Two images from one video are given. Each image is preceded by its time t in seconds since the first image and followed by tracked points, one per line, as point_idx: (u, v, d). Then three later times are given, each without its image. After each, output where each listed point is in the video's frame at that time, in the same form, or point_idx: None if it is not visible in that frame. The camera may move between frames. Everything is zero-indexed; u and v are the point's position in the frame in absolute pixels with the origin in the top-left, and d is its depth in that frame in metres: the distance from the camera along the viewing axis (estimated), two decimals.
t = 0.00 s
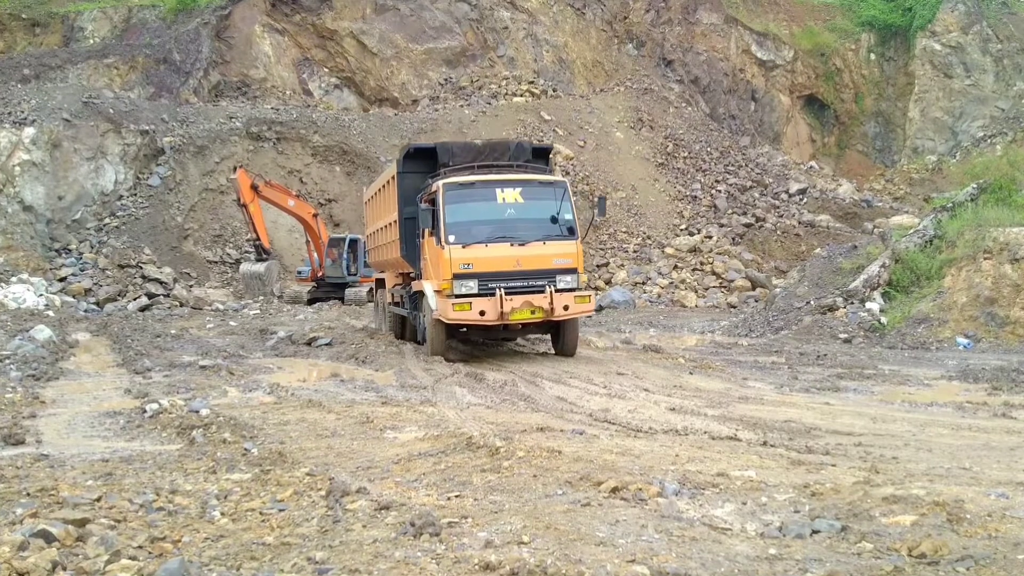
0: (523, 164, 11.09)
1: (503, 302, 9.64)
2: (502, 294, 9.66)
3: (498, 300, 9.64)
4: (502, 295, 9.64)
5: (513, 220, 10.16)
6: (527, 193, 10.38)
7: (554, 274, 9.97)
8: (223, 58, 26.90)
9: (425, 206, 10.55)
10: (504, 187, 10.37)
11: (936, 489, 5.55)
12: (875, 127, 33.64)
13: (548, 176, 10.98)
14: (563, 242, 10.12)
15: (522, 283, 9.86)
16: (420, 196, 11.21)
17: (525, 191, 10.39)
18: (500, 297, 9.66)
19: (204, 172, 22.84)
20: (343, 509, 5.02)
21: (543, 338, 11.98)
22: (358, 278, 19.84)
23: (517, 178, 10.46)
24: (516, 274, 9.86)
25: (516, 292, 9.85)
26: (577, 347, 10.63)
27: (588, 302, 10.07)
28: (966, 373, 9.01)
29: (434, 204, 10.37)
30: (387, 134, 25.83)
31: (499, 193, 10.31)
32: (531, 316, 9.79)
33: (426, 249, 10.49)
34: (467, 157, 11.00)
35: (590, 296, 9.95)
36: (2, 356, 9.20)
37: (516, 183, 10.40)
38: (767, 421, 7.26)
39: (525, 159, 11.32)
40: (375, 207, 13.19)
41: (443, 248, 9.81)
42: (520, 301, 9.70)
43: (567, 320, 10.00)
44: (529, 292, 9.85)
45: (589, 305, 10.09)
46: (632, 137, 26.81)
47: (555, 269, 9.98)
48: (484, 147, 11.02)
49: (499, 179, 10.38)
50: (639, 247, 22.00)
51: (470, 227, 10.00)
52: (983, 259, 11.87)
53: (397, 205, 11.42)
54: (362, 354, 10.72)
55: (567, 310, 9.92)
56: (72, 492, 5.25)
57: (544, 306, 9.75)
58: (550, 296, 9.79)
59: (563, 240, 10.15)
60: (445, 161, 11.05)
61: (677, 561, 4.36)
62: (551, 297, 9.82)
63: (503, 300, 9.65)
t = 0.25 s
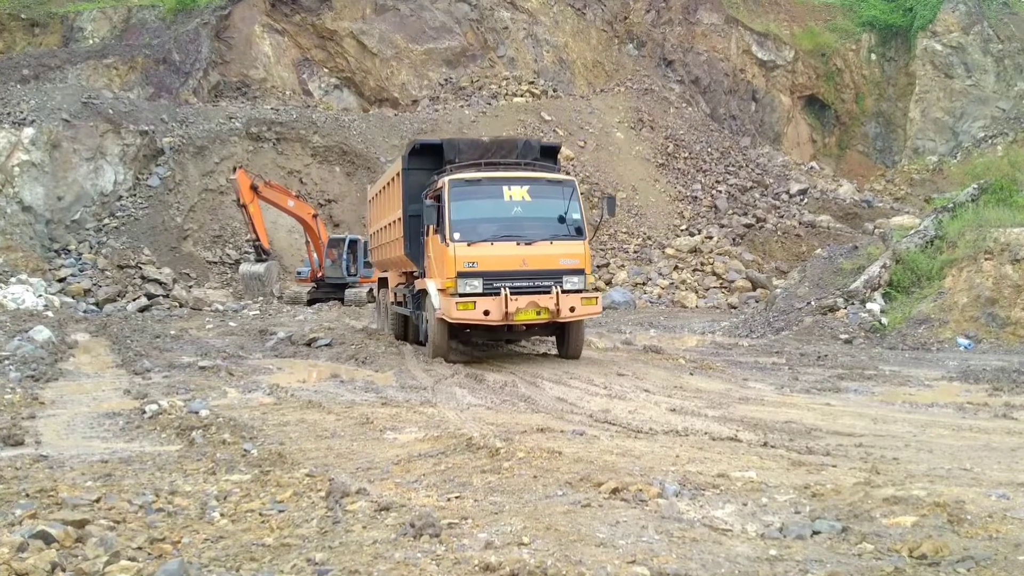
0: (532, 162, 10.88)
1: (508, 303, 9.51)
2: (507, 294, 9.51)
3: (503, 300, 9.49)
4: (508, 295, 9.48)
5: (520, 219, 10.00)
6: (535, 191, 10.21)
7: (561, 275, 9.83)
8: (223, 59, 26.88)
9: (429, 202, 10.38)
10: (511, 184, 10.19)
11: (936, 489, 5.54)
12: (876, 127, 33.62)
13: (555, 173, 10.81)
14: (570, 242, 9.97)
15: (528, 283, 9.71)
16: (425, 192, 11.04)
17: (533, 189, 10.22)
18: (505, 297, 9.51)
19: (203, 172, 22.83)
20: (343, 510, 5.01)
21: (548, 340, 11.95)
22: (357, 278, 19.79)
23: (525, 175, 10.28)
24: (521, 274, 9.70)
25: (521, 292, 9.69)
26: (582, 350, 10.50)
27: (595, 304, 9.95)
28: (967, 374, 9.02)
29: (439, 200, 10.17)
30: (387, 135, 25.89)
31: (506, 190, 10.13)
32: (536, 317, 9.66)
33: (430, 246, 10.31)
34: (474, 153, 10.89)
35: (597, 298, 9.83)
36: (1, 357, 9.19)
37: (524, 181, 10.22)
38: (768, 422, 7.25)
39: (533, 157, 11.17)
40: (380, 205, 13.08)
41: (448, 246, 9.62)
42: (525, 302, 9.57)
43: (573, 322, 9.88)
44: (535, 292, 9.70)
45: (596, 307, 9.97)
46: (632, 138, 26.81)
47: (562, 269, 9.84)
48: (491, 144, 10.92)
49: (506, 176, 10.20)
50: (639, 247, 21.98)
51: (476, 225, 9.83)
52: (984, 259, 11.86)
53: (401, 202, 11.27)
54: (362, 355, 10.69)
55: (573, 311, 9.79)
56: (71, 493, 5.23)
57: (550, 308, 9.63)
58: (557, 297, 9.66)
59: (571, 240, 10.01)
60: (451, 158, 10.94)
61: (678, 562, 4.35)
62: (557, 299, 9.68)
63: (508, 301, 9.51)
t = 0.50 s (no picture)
0: (538, 160, 10.76)
1: (513, 303, 9.40)
2: (513, 293, 9.41)
3: (508, 299, 9.39)
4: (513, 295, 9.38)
5: (526, 217, 9.92)
6: (542, 189, 10.13)
7: (568, 275, 9.74)
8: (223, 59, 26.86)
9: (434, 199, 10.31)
10: (518, 181, 10.12)
11: (937, 491, 5.53)
12: (876, 127, 33.60)
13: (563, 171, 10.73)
14: (578, 241, 9.89)
15: (534, 283, 9.61)
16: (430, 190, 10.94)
17: (540, 186, 10.14)
18: (510, 296, 9.42)
19: (202, 172, 22.82)
20: (343, 511, 4.99)
21: (553, 340, 11.91)
22: (357, 279, 19.75)
23: (532, 173, 10.20)
24: (527, 273, 9.60)
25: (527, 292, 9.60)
26: (588, 352, 10.41)
27: (602, 305, 9.85)
28: (967, 375, 9.00)
29: (443, 197, 10.11)
30: (386, 136, 25.92)
31: (513, 188, 10.06)
32: (542, 318, 9.55)
33: (435, 244, 10.23)
34: (479, 151, 10.82)
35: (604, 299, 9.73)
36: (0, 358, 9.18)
37: (531, 179, 10.15)
38: (769, 423, 7.23)
39: (539, 155, 11.03)
40: (382, 204, 12.96)
41: (453, 244, 9.55)
42: (531, 302, 9.47)
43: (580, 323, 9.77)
44: (541, 292, 9.60)
45: (602, 308, 9.87)
46: (632, 138, 26.81)
47: (568, 269, 9.75)
48: (497, 141, 10.85)
49: (512, 173, 10.13)
50: (639, 247, 21.95)
51: (481, 223, 9.76)
52: (985, 260, 11.86)
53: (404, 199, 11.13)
54: (362, 356, 10.67)
55: (579, 312, 9.69)
56: (70, 494, 5.22)
57: (556, 308, 9.52)
58: (563, 298, 9.56)
59: (578, 239, 9.92)
60: (456, 155, 10.83)
61: (678, 563, 4.34)
62: (563, 299, 9.58)
63: (514, 301, 9.40)
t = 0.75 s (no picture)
0: (542, 157, 10.59)
1: (520, 303, 9.23)
2: (518, 294, 9.24)
3: (514, 300, 9.22)
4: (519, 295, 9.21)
5: (532, 215, 9.76)
6: (547, 186, 9.97)
7: (575, 274, 9.57)
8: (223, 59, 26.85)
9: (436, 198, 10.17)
10: (522, 178, 9.96)
11: (938, 492, 5.52)
12: (877, 128, 33.57)
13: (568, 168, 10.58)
14: (584, 240, 9.72)
15: (540, 283, 9.44)
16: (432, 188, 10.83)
17: (545, 183, 9.98)
18: (516, 297, 9.24)
19: (202, 173, 22.81)
20: (343, 512, 4.98)
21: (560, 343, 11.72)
22: (357, 279, 19.73)
23: (537, 170, 10.04)
24: (533, 273, 9.43)
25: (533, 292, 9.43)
26: (595, 356, 10.30)
27: (610, 305, 9.69)
28: (968, 376, 8.99)
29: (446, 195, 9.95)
30: (386, 136, 25.91)
31: (518, 185, 9.90)
32: (549, 319, 9.38)
33: (438, 244, 10.07)
34: (482, 148, 10.72)
35: (612, 299, 9.57)
36: None
37: (536, 175, 9.98)
38: (770, 424, 7.21)
39: (543, 151, 11.09)
40: (383, 206, 12.88)
41: (456, 243, 9.38)
42: (537, 302, 9.29)
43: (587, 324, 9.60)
44: (547, 292, 9.44)
45: (610, 308, 9.70)
46: (632, 138, 26.80)
47: (575, 268, 9.58)
48: (500, 138, 10.79)
49: (517, 170, 9.96)
50: (640, 248, 21.92)
51: (486, 221, 9.60)
52: (986, 261, 11.86)
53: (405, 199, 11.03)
54: (362, 357, 10.66)
55: (587, 313, 9.53)
56: (70, 495, 5.21)
57: (563, 309, 9.36)
58: (570, 298, 9.39)
59: (585, 238, 9.75)
60: (458, 152, 10.70)
61: (679, 564, 4.33)
62: (570, 299, 9.42)
63: (520, 301, 9.23)
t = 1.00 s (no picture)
0: (544, 156, 10.69)
1: (521, 306, 9.16)
2: (520, 296, 9.18)
3: (516, 303, 9.16)
4: (521, 298, 9.15)
5: (533, 215, 9.69)
6: (549, 186, 9.91)
7: (577, 275, 9.51)
8: (221, 59, 26.84)
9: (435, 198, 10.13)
10: (523, 177, 9.89)
11: (937, 492, 5.52)
12: (876, 128, 33.55)
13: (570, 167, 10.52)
14: (587, 240, 9.65)
15: (542, 284, 9.39)
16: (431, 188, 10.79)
17: (547, 183, 9.92)
18: (518, 299, 9.18)
19: (201, 173, 22.82)
20: (341, 513, 4.98)
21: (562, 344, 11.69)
22: (356, 279, 19.74)
23: (538, 169, 9.97)
24: (535, 275, 9.37)
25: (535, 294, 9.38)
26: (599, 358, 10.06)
27: (613, 306, 9.62)
28: (967, 376, 8.98)
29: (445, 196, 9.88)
30: (385, 136, 25.92)
31: (519, 184, 9.84)
32: (551, 321, 9.33)
33: (438, 245, 10.02)
34: (482, 147, 10.63)
35: (616, 300, 9.49)
36: None
37: (537, 174, 9.92)
38: (768, 424, 7.22)
39: (544, 150, 11.00)
40: (382, 206, 12.90)
41: (456, 244, 9.32)
42: (539, 304, 9.23)
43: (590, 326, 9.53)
44: (550, 294, 9.38)
45: (614, 310, 9.63)
46: (631, 138, 26.81)
47: (577, 269, 9.52)
48: (501, 135, 10.66)
49: (518, 170, 9.89)
50: (639, 248, 21.91)
51: (486, 222, 9.53)
52: (985, 261, 11.86)
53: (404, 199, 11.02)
54: (361, 357, 10.67)
55: (590, 315, 9.45)
56: (69, 495, 5.21)
57: (566, 311, 9.29)
58: (573, 300, 9.32)
59: (587, 238, 9.68)
60: (458, 151, 10.64)
61: (678, 564, 4.33)
62: (573, 301, 9.35)
63: (521, 303, 9.17)
